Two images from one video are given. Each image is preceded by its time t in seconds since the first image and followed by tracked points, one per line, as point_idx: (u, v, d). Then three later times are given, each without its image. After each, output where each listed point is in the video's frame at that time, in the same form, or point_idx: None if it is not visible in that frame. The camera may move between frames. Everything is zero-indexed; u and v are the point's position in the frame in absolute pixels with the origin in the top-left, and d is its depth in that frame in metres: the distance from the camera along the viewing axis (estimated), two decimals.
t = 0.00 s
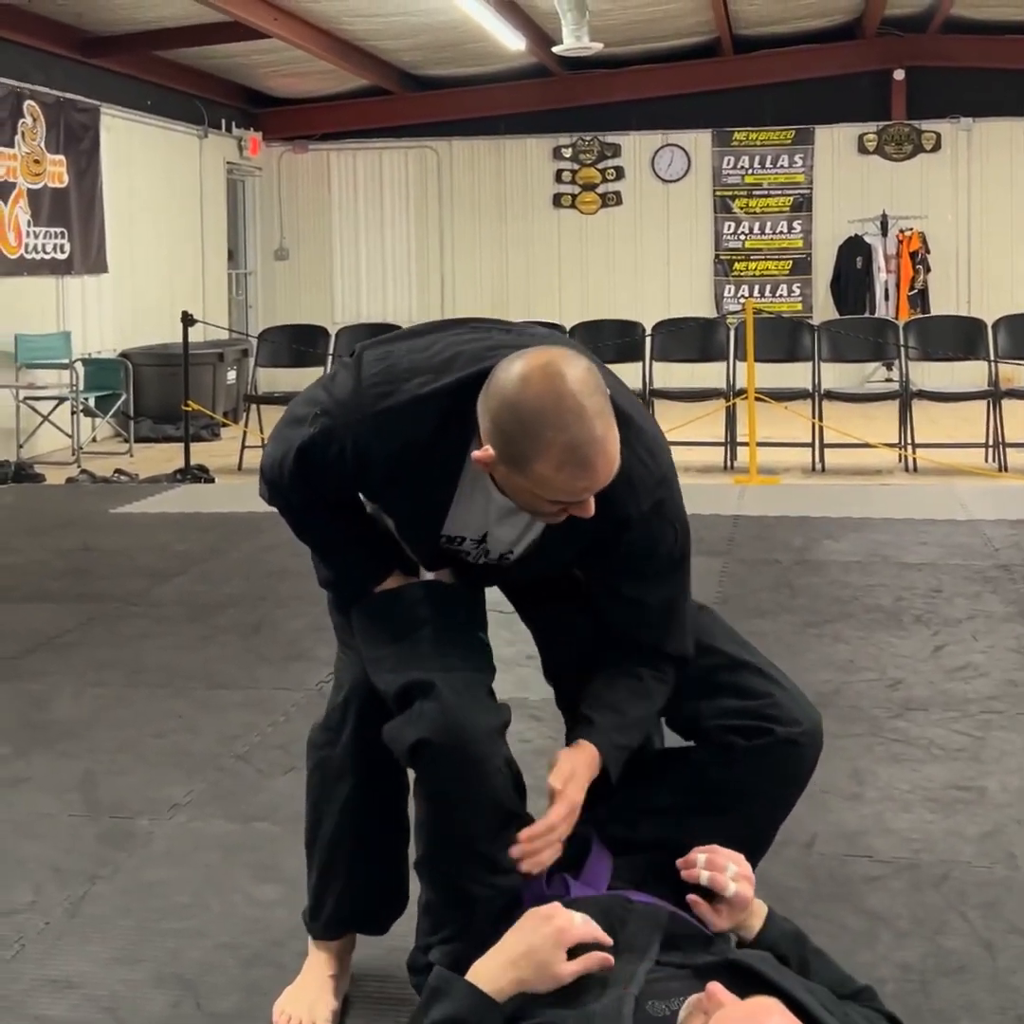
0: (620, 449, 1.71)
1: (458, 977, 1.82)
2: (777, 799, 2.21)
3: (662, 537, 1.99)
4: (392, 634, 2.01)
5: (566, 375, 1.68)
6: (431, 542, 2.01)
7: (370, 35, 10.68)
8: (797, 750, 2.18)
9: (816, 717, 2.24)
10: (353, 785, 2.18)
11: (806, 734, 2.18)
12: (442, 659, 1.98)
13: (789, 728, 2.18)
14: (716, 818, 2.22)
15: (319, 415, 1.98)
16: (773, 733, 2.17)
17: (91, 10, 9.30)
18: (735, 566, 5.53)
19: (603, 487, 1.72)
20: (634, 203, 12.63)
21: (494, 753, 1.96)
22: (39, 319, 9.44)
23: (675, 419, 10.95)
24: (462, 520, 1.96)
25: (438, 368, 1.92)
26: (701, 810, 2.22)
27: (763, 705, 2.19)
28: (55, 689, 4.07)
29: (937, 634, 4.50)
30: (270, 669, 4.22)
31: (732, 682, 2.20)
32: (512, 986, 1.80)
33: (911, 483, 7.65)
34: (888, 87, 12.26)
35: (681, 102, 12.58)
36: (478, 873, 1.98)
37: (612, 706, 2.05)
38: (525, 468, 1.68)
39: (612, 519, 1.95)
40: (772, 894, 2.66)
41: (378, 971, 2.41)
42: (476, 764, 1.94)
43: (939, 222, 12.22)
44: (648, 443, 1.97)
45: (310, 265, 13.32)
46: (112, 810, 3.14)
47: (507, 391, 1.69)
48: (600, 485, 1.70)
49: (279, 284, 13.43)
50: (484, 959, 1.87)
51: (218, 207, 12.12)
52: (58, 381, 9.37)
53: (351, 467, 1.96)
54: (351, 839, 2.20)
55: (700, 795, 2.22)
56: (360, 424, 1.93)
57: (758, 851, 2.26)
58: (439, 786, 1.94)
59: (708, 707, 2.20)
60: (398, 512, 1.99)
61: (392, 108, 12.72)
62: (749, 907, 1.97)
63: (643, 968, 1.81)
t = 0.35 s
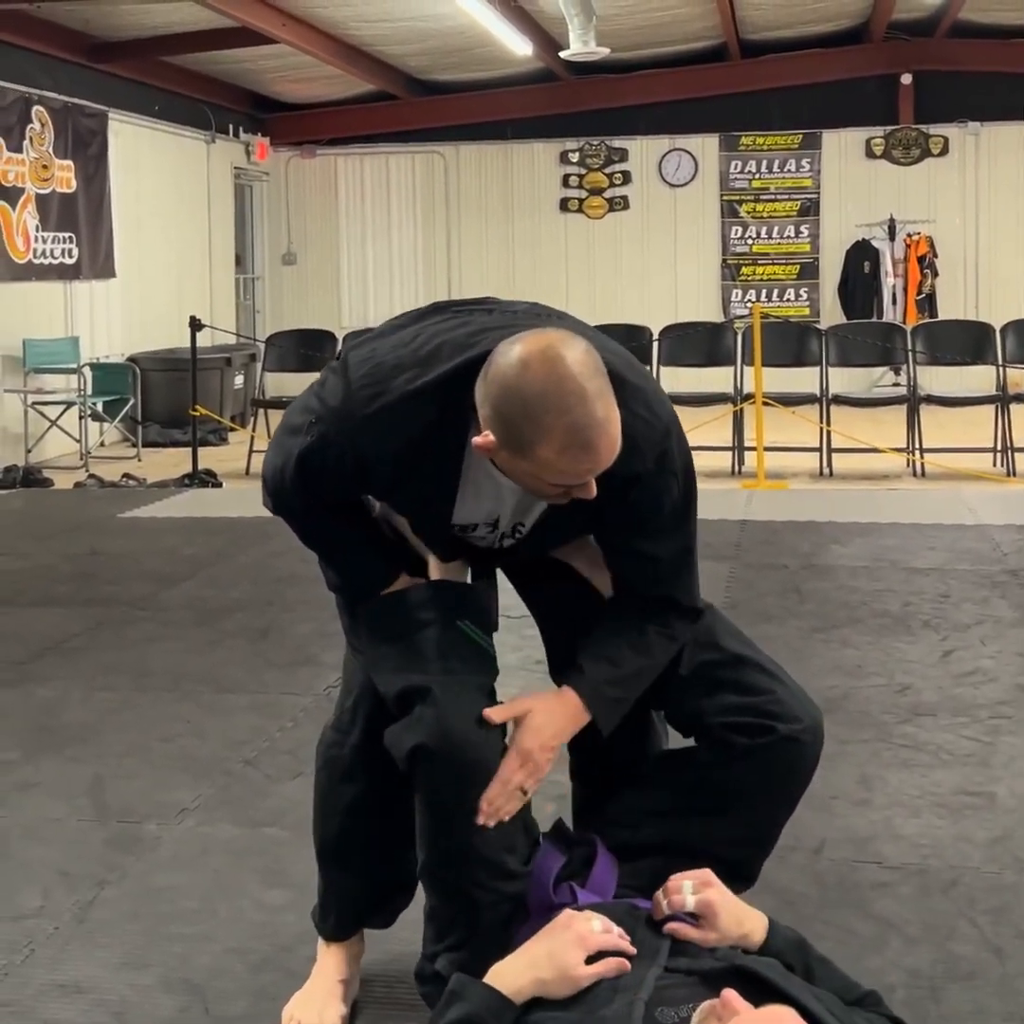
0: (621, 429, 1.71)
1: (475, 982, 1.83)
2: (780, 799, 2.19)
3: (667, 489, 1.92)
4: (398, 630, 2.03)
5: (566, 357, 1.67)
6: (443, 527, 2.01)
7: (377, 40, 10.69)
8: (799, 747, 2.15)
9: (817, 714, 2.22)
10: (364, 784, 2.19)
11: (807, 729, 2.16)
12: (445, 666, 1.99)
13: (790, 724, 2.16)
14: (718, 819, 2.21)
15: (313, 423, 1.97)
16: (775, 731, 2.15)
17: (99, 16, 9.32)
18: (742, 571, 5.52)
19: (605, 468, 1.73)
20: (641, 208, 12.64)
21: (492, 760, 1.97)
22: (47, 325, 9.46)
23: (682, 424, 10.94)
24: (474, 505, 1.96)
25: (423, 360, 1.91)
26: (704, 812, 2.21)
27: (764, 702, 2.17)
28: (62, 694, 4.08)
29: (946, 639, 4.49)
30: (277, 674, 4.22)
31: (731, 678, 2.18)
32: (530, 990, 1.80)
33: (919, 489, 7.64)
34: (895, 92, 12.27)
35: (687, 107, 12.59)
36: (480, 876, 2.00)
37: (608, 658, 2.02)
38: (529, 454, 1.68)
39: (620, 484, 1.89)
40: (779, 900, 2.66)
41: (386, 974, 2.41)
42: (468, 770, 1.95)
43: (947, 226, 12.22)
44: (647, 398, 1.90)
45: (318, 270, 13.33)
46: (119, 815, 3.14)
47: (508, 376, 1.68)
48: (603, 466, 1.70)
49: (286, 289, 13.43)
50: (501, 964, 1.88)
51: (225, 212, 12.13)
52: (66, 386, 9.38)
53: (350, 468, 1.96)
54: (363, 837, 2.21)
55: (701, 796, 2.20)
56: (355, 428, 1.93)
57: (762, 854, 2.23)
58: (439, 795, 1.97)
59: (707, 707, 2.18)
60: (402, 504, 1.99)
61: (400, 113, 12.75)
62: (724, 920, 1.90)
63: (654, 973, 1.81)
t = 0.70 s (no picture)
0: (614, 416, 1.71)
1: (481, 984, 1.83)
2: (782, 805, 2.19)
3: (688, 452, 1.96)
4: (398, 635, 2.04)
5: (560, 342, 1.68)
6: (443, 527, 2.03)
7: (382, 44, 10.70)
8: (802, 749, 2.16)
9: (822, 721, 2.23)
10: (369, 786, 2.18)
11: (811, 734, 2.18)
12: (448, 668, 2.00)
13: (792, 726, 2.17)
14: (721, 823, 2.20)
15: (310, 426, 1.98)
16: (778, 733, 2.16)
17: (105, 20, 9.33)
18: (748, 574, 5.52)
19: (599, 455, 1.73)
20: (647, 211, 12.62)
21: (499, 760, 1.98)
22: (53, 328, 9.46)
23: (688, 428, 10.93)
24: (475, 499, 1.99)
25: (414, 354, 1.92)
26: (705, 815, 2.19)
27: (769, 704, 2.18)
28: (69, 698, 4.08)
29: (952, 643, 4.49)
30: (283, 678, 4.22)
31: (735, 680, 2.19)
32: (536, 994, 1.80)
33: (925, 491, 7.62)
34: (901, 95, 12.27)
35: (693, 111, 12.60)
36: (481, 882, 1.98)
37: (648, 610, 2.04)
38: (522, 439, 1.68)
39: (632, 461, 1.93)
40: (786, 905, 2.66)
41: (392, 977, 2.41)
42: (466, 772, 1.96)
43: (953, 228, 12.20)
44: (644, 369, 1.92)
45: (323, 273, 13.33)
46: (125, 818, 3.15)
47: (501, 362, 1.69)
48: (598, 453, 1.70)
49: (292, 292, 13.44)
50: (505, 968, 1.88)
51: (230, 216, 12.15)
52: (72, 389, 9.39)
53: (347, 467, 1.97)
54: (371, 839, 2.21)
55: (703, 800, 2.19)
56: (353, 426, 1.94)
57: (764, 860, 2.23)
58: (443, 800, 1.97)
59: (712, 707, 2.19)
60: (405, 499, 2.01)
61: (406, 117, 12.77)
62: (729, 921, 1.90)
63: (659, 978, 1.81)
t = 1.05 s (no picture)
0: (595, 397, 1.77)
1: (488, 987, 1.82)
2: (789, 807, 2.19)
3: (658, 519, 1.98)
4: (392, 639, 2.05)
5: (546, 320, 1.77)
6: (439, 535, 2.04)
7: (386, 48, 10.71)
8: (807, 750, 2.16)
9: (828, 722, 2.23)
10: (370, 791, 2.19)
11: (815, 734, 2.18)
12: (448, 670, 1.99)
13: (796, 728, 2.17)
14: (730, 828, 2.20)
15: (319, 415, 2.02)
16: (784, 739, 2.16)
17: (111, 24, 9.35)
18: (753, 577, 5.52)
19: (578, 438, 1.77)
20: (651, 214, 12.61)
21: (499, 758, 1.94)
22: (58, 332, 9.47)
23: (694, 431, 10.93)
24: (468, 512, 2.00)
25: (430, 355, 1.99)
26: (711, 823, 2.21)
27: (775, 709, 2.18)
28: (73, 701, 4.09)
29: (957, 646, 4.49)
30: (287, 681, 4.22)
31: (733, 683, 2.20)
32: (543, 996, 1.80)
33: (930, 495, 7.62)
34: (905, 98, 12.27)
35: (697, 114, 12.61)
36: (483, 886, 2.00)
37: (585, 724, 2.02)
38: (500, 404, 1.76)
39: (604, 501, 1.96)
40: (791, 908, 2.65)
41: (396, 980, 2.41)
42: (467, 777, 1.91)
43: (957, 232, 12.19)
44: (644, 423, 1.99)
45: (328, 276, 13.34)
46: (131, 822, 3.15)
47: (491, 336, 1.79)
48: (572, 428, 1.75)
49: (296, 295, 13.44)
50: (511, 970, 1.88)
51: (235, 220, 12.15)
52: (77, 393, 9.40)
53: (354, 461, 2.00)
54: (371, 848, 2.22)
55: (710, 804, 2.20)
56: (361, 420, 1.98)
57: (772, 861, 2.23)
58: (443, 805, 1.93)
59: (716, 714, 2.20)
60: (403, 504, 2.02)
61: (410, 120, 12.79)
62: (733, 925, 1.91)
63: (666, 980, 1.81)
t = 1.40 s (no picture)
0: (580, 406, 1.78)
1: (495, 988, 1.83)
2: (799, 819, 2.20)
3: (650, 563, 2.00)
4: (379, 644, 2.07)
5: (535, 335, 1.80)
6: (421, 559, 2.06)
7: (389, 51, 10.72)
8: (818, 765, 2.17)
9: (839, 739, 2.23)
10: (356, 798, 2.18)
11: (827, 750, 2.18)
12: (460, 670, 1.99)
13: (804, 742, 2.17)
14: (738, 839, 2.21)
15: (317, 420, 2.07)
16: (795, 756, 2.16)
17: (114, 28, 9.37)
18: (755, 579, 5.53)
19: (563, 450, 1.78)
20: (653, 216, 12.62)
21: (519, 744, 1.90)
22: (61, 336, 9.48)
23: (697, 434, 10.93)
24: (454, 537, 2.02)
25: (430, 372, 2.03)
26: (719, 833, 2.21)
27: (786, 725, 2.18)
28: (77, 703, 4.09)
29: (960, 648, 4.49)
30: (290, 684, 4.23)
31: (741, 695, 2.21)
32: (549, 997, 1.80)
33: (932, 497, 7.63)
34: (907, 100, 12.27)
35: (699, 116, 12.61)
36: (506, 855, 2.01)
37: (602, 718, 2.06)
38: (485, 413, 1.78)
39: (597, 540, 1.98)
40: (793, 909, 2.66)
41: (399, 984, 2.41)
42: (502, 773, 1.89)
43: (959, 234, 12.18)
44: (642, 467, 2.03)
45: (329, 279, 13.35)
46: (135, 824, 3.15)
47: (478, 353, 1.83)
48: (557, 436, 1.76)
49: (298, 297, 13.45)
50: (517, 970, 1.88)
51: (237, 223, 12.16)
52: (80, 395, 9.41)
53: (347, 467, 2.04)
54: (356, 857, 2.19)
55: (716, 814, 2.21)
56: (357, 427, 2.02)
57: (779, 872, 2.24)
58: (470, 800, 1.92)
59: (726, 726, 2.21)
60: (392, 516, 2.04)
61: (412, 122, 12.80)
62: (737, 923, 1.91)
63: (669, 982, 1.81)
